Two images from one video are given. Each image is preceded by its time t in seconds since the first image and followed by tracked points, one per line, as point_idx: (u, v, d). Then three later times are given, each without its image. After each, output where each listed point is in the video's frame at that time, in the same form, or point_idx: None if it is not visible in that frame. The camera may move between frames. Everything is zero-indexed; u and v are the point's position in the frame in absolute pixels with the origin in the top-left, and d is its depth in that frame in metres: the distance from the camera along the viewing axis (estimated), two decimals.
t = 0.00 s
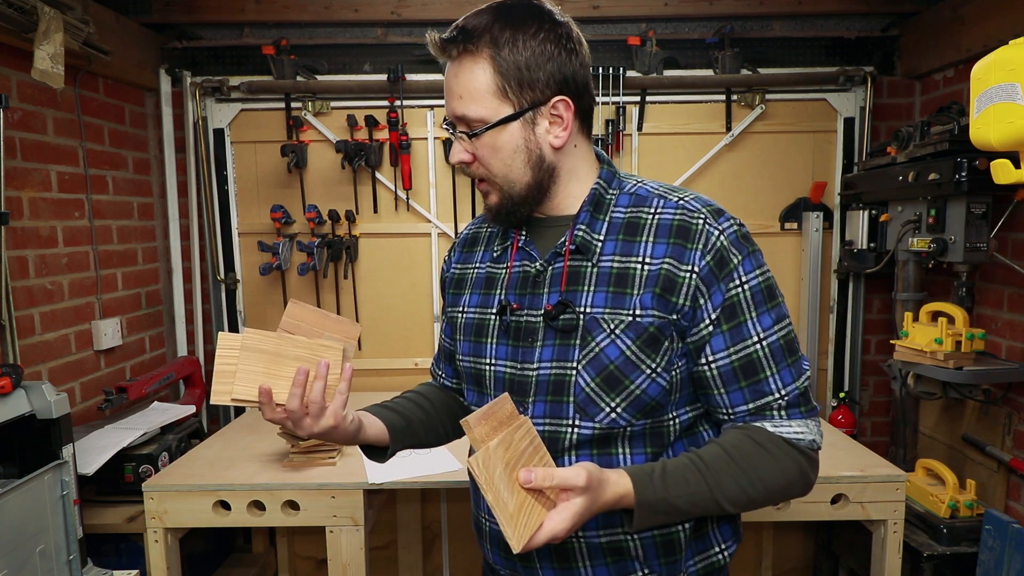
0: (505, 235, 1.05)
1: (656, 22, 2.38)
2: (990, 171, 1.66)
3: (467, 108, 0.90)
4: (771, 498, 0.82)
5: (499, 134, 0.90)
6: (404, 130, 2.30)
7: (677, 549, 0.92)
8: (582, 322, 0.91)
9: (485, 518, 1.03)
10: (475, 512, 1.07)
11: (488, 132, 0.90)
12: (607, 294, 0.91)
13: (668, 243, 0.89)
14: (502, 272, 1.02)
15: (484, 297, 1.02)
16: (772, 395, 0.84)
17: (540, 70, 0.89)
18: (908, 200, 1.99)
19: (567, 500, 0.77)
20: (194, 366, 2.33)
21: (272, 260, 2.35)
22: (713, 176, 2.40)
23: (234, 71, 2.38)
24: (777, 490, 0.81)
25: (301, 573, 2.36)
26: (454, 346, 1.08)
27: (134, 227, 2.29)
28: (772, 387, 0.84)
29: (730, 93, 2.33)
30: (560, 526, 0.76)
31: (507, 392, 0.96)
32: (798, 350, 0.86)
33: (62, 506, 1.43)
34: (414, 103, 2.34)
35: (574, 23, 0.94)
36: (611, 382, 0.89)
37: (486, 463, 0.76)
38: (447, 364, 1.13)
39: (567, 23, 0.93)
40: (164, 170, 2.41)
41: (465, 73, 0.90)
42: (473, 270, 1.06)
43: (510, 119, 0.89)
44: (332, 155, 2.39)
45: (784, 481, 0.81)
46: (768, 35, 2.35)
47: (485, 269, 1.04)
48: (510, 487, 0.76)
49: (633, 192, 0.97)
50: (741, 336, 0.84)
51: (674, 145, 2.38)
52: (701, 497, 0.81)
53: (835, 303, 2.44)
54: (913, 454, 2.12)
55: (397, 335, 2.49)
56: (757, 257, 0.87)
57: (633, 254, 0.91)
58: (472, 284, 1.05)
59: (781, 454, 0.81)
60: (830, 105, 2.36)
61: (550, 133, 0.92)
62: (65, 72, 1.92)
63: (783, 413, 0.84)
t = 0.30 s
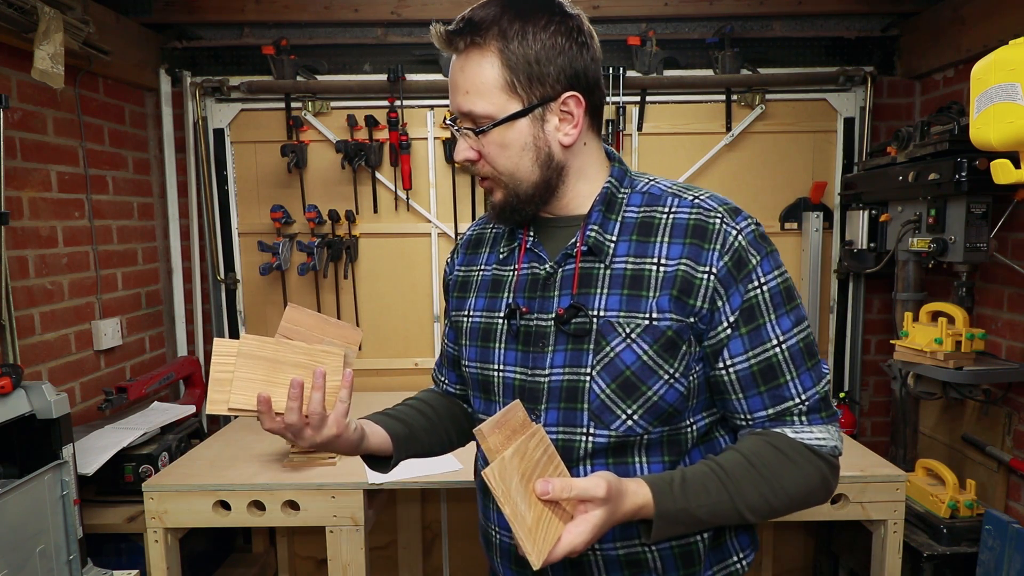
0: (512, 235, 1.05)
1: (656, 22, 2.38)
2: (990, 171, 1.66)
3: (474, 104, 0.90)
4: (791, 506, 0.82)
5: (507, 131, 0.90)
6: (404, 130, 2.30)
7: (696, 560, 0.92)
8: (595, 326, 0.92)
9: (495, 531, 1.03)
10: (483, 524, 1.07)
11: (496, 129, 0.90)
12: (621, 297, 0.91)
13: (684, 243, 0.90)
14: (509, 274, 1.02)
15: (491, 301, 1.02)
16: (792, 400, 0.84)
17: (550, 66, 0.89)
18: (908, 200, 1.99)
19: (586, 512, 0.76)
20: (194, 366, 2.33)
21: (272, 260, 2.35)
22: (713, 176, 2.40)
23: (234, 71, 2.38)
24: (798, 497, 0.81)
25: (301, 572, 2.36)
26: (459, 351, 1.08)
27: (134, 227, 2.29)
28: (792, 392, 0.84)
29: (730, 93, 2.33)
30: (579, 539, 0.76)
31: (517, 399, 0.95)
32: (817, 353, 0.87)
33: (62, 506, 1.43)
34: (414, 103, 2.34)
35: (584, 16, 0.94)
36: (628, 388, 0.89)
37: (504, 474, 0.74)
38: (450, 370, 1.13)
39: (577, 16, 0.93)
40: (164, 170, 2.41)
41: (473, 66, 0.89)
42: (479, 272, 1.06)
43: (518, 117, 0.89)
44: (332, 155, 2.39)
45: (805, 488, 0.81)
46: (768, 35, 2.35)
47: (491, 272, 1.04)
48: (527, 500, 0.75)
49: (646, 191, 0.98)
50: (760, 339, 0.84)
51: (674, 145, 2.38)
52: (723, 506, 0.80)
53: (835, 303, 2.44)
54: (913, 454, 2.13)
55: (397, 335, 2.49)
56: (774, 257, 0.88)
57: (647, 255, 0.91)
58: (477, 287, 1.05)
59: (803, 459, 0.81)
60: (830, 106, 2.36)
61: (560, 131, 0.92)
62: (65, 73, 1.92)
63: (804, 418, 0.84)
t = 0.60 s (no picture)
0: (515, 239, 1.04)
1: (656, 22, 2.38)
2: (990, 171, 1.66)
3: (521, 68, 0.86)
4: (815, 508, 0.83)
5: (557, 97, 0.87)
6: (404, 130, 2.30)
7: (718, 567, 0.93)
8: (610, 330, 0.92)
9: (510, 545, 1.02)
10: (494, 540, 1.07)
11: (545, 96, 0.87)
12: (636, 300, 0.92)
13: (698, 242, 0.90)
14: (514, 279, 1.02)
15: (496, 307, 1.02)
16: (812, 400, 0.85)
17: (590, 37, 0.91)
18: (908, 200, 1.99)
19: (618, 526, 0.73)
20: (194, 366, 2.33)
21: (272, 260, 2.35)
22: (712, 176, 2.40)
23: (234, 71, 2.38)
24: (821, 498, 0.82)
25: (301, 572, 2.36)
26: (463, 359, 1.09)
27: (134, 227, 2.29)
28: (812, 392, 0.85)
29: (730, 93, 2.33)
30: (609, 553, 0.73)
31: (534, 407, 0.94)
32: (833, 351, 0.88)
33: (62, 506, 1.43)
34: (414, 103, 2.34)
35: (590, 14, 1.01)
36: (647, 395, 0.89)
37: (540, 488, 0.69)
38: (453, 380, 1.14)
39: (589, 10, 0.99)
40: (164, 170, 2.41)
41: (516, 33, 0.87)
42: (482, 278, 1.07)
43: (568, 83, 0.88)
44: (332, 155, 2.39)
45: (828, 488, 0.82)
46: (768, 35, 2.35)
47: (495, 277, 1.05)
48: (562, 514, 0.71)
49: (655, 189, 0.99)
50: (779, 339, 0.85)
51: (674, 145, 2.38)
52: (751, 512, 0.80)
53: (835, 303, 2.44)
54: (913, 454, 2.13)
55: (396, 334, 2.49)
56: (789, 255, 0.89)
57: (661, 256, 0.92)
58: (480, 293, 1.06)
59: (826, 458, 0.82)
60: (830, 105, 2.36)
61: (599, 106, 0.93)
62: (65, 72, 1.92)
63: (824, 418, 0.85)
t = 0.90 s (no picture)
0: (516, 247, 1.05)
1: (657, 22, 2.38)
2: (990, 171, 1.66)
3: (559, 46, 0.95)
4: (840, 502, 0.83)
5: (589, 76, 0.97)
6: (404, 130, 2.30)
7: (744, 566, 0.95)
8: (628, 333, 0.94)
9: (530, 561, 1.02)
10: (510, 553, 1.06)
11: (579, 72, 0.96)
12: (654, 302, 0.94)
13: (712, 241, 0.93)
14: (519, 287, 1.03)
15: (503, 316, 1.02)
16: (829, 394, 0.87)
17: (606, 32, 1.03)
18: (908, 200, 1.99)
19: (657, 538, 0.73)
20: (194, 366, 2.33)
21: (272, 260, 2.36)
22: (712, 176, 2.40)
23: (234, 71, 2.38)
24: (845, 491, 0.83)
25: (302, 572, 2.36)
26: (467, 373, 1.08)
27: (134, 227, 2.29)
28: (829, 386, 0.87)
29: (730, 93, 2.33)
30: (656, 568, 0.72)
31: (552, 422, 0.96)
32: (844, 345, 0.91)
33: (62, 506, 1.43)
34: (414, 103, 2.34)
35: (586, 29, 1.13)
36: (672, 399, 0.91)
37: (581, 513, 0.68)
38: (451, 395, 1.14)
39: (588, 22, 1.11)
40: (164, 170, 2.41)
41: (550, 16, 0.97)
42: (483, 287, 1.06)
43: (596, 65, 0.98)
44: (332, 155, 2.39)
45: (851, 480, 0.82)
46: (768, 35, 2.35)
47: (498, 285, 1.05)
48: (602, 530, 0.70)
49: (662, 189, 1.02)
50: (796, 336, 0.88)
51: (674, 145, 2.38)
52: (782, 512, 0.80)
53: (835, 303, 2.44)
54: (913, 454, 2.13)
55: (396, 334, 2.49)
56: (800, 252, 0.92)
57: (675, 256, 0.94)
58: (483, 302, 1.05)
59: (846, 448, 0.84)
60: (830, 105, 2.36)
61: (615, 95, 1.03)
62: (65, 72, 1.92)
63: (842, 412, 0.88)
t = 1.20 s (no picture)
0: (518, 250, 1.05)
1: (657, 22, 2.38)
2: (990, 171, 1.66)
3: (563, 43, 0.96)
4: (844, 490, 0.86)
5: (593, 72, 0.98)
6: (404, 130, 2.30)
7: (753, 559, 0.97)
8: (642, 332, 0.95)
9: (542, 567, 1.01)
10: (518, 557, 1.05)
11: (584, 68, 0.97)
12: (666, 300, 0.95)
13: (719, 239, 0.95)
14: (523, 289, 1.02)
15: (509, 318, 1.01)
16: (830, 386, 0.91)
17: (607, 29, 1.04)
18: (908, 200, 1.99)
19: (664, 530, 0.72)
20: (194, 366, 2.34)
21: (272, 260, 2.36)
22: (712, 176, 2.40)
23: (234, 71, 2.38)
24: (849, 480, 0.86)
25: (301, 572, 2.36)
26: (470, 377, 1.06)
27: (134, 227, 2.29)
28: (830, 378, 0.91)
29: (730, 93, 2.33)
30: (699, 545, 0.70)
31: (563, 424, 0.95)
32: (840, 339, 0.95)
33: (62, 506, 1.43)
34: (414, 103, 2.34)
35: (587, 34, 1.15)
36: (689, 395, 0.92)
37: None
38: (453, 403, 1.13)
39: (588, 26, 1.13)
40: (164, 170, 2.41)
41: (553, 13, 0.98)
42: (485, 290, 1.05)
43: (600, 61, 0.99)
44: (332, 155, 2.39)
45: (853, 469, 0.86)
46: (768, 35, 2.35)
47: (501, 288, 1.04)
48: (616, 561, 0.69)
49: (664, 188, 1.04)
50: (798, 330, 0.91)
51: (674, 145, 2.38)
52: (798, 496, 0.81)
53: (835, 303, 2.44)
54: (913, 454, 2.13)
55: (395, 334, 2.49)
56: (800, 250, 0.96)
57: (684, 255, 0.96)
58: (486, 305, 1.04)
59: (846, 434, 0.87)
60: (830, 105, 2.36)
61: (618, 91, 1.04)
62: (65, 72, 1.92)
63: (842, 403, 0.91)
